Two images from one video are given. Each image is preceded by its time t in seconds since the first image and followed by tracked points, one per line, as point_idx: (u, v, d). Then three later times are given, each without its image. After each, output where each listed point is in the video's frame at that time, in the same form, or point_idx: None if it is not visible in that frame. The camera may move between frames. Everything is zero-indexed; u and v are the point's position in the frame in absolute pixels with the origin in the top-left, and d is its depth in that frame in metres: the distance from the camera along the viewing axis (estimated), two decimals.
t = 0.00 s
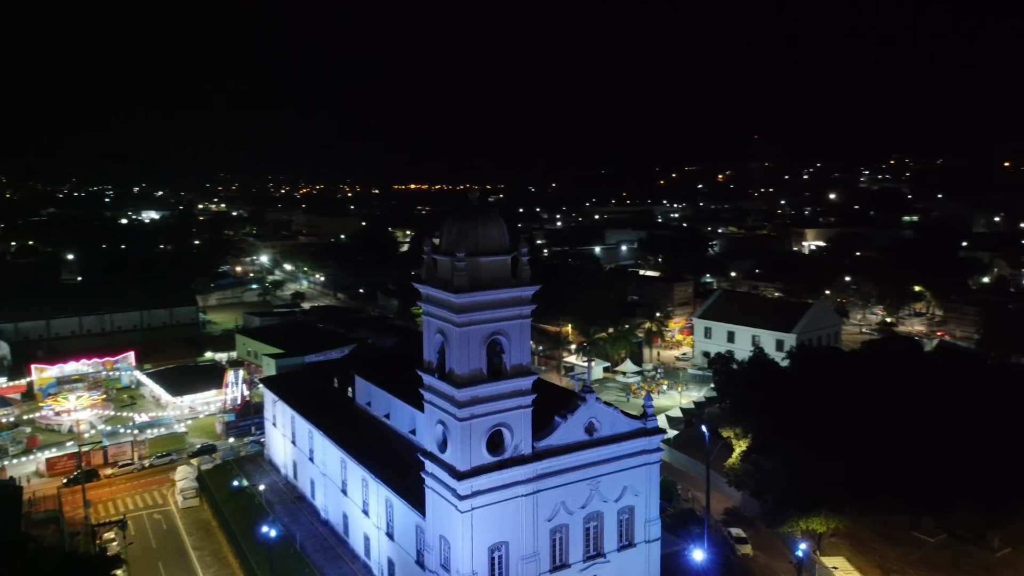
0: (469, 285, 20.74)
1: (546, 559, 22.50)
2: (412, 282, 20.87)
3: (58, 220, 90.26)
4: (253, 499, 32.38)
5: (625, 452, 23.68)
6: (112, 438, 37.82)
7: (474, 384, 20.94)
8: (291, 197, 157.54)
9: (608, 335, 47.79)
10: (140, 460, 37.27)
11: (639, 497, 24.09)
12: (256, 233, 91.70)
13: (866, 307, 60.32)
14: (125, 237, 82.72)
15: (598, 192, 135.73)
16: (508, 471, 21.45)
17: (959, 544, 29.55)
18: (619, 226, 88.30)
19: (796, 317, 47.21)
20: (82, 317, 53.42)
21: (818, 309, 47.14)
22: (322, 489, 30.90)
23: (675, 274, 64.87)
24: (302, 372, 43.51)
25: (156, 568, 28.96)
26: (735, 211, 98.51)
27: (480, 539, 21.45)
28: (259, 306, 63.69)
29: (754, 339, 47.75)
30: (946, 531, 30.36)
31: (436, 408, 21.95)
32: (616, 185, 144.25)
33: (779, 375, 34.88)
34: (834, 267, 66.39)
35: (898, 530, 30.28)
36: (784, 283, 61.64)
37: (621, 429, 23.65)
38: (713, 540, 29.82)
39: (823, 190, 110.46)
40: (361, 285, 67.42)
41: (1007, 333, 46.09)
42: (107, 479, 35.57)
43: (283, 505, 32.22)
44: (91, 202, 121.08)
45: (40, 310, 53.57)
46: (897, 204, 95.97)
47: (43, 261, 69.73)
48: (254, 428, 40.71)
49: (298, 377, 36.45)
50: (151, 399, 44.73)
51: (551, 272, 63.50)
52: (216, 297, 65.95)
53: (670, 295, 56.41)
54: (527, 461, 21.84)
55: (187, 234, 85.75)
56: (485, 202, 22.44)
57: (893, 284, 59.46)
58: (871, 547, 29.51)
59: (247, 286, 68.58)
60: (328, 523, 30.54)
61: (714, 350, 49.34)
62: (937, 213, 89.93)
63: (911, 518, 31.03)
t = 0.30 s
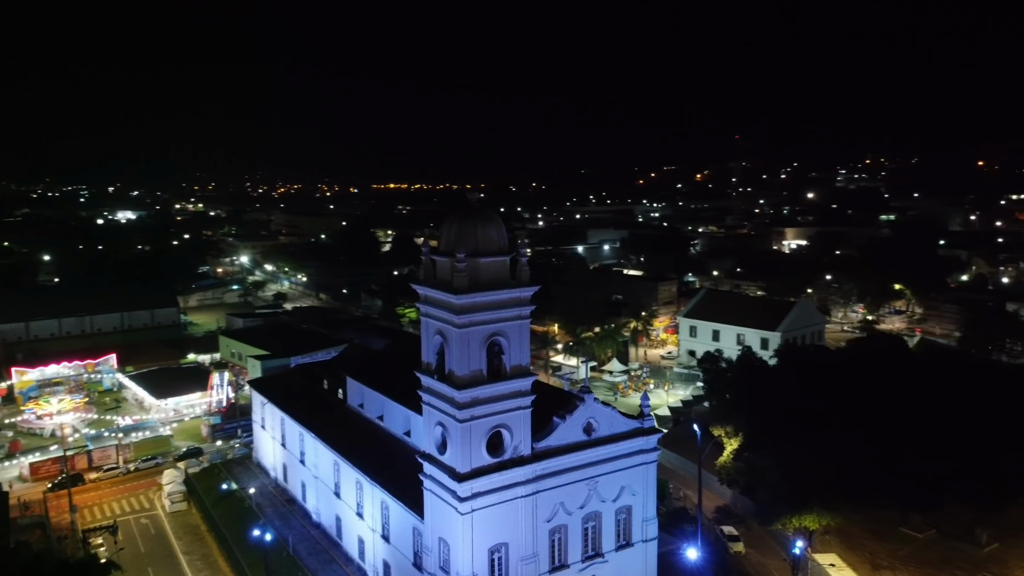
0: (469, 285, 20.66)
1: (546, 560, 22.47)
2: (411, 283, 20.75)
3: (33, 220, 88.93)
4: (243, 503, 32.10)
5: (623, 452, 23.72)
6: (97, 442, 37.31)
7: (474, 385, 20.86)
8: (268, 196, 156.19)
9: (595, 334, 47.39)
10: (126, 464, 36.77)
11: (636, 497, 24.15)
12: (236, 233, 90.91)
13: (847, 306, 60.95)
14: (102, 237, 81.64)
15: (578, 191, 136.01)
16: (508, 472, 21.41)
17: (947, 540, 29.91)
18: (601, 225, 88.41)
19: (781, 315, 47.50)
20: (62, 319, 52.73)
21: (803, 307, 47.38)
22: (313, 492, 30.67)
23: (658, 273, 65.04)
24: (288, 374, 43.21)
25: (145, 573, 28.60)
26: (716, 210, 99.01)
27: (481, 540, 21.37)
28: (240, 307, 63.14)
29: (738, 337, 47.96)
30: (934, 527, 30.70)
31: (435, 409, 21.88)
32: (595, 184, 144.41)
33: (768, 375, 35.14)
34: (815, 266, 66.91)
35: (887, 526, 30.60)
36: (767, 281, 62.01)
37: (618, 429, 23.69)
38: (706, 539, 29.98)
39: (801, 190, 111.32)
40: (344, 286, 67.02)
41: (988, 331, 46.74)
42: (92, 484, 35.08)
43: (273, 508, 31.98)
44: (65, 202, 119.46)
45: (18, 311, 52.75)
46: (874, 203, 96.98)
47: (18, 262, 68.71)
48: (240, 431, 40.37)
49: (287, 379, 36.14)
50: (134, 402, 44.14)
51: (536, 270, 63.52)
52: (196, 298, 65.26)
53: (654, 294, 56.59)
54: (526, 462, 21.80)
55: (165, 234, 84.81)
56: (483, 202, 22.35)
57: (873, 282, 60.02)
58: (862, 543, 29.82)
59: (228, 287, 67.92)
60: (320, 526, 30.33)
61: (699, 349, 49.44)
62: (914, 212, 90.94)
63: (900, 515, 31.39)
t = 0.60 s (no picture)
0: (469, 286, 20.57)
1: (545, 561, 22.44)
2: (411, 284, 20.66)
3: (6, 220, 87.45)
4: (233, 507, 31.79)
5: (621, 451, 23.76)
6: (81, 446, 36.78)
7: (474, 386, 20.79)
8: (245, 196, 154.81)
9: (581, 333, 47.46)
10: (110, 468, 36.28)
11: (634, 496, 24.19)
12: (214, 233, 90.11)
13: (828, 304, 61.56)
14: (78, 238, 80.48)
15: (557, 190, 136.17)
16: (507, 473, 21.36)
17: (936, 536, 30.25)
18: (582, 225, 88.54)
19: (766, 313, 47.82)
20: (40, 321, 51.95)
21: (787, 306, 47.61)
22: (304, 494, 30.44)
23: (641, 272, 65.24)
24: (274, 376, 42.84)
25: None
26: (695, 209, 99.49)
27: (480, 542, 21.31)
28: (221, 308, 62.58)
29: (724, 335, 48.14)
30: (923, 523, 31.01)
31: (433, 411, 21.81)
32: (574, 184, 144.60)
33: (757, 374, 35.36)
34: (796, 265, 67.47)
35: (876, 523, 30.84)
36: (749, 280, 62.37)
37: (616, 428, 23.73)
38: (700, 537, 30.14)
39: (779, 189, 112.16)
40: (326, 286, 66.69)
41: (969, 329, 47.38)
42: (77, 488, 34.59)
43: (264, 512, 31.71)
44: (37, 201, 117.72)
45: None
46: (851, 203, 98.04)
47: None
48: (226, 433, 40.01)
49: (275, 381, 35.84)
50: (116, 404, 43.55)
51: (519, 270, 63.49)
52: (176, 299, 64.51)
53: (638, 293, 56.76)
54: (526, 463, 21.77)
55: (142, 234, 83.85)
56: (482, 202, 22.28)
57: (854, 280, 60.61)
58: (852, 540, 30.06)
59: (208, 288, 67.17)
60: (312, 529, 30.11)
61: (684, 347, 49.61)
62: (890, 211, 92.04)
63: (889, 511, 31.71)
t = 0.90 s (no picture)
0: (469, 287, 20.49)
1: (545, 561, 22.41)
2: (411, 285, 20.55)
3: None
4: (223, 510, 31.48)
5: (619, 451, 23.78)
6: (65, 449, 36.25)
7: (475, 387, 20.70)
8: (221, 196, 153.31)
9: (568, 332, 47.80)
10: (96, 472, 35.77)
11: (632, 495, 24.23)
12: (194, 233, 89.26)
13: (810, 302, 62.11)
14: (53, 237, 79.23)
15: (537, 190, 136.26)
16: (508, 474, 21.31)
17: (924, 531, 30.65)
18: (564, 224, 88.61)
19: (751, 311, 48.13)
20: (20, 323, 51.01)
21: (771, 304, 47.82)
22: (297, 497, 30.22)
23: (624, 271, 65.40)
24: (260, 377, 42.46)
25: None
26: (675, 209, 99.88)
27: (482, 543, 21.23)
28: (203, 309, 61.97)
29: (709, 333, 48.32)
30: (912, 519, 31.41)
31: (433, 412, 21.72)
32: (553, 183, 144.79)
33: (747, 373, 35.59)
34: (778, 264, 68.01)
35: (866, 519, 31.13)
36: (732, 278, 62.70)
37: (614, 428, 23.74)
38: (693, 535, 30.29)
39: (757, 188, 112.94)
40: (309, 287, 66.31)
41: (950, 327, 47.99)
42: (63, 493, 34.10)
43: (255, 515, 31.43)
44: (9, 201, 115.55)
45: None
46: (829, 202, 99.00)
47: None
48: (212, 436, 39.62)
49: (264, 383, 35.56)
50: (99, 408, 42.89)
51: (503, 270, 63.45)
52: (156, 300, 63.69)
53: (623, 292, 56.92)
54: (526, 464, 21.73)
55: (120, 234, 82.81)
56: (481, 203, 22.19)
57: (835, 279, 61.20)
58: (843, 536, 30.31)
59: (189, 288, 66.39)
60: (305, 532, 29.90)
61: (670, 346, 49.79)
62: (868, 210, 93.06)
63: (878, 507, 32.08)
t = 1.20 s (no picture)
0: (470, 288, 20.42)
1: (545, 562, 22.39)
2: (412, 286, 20.43)
3: None
4: (213, 514, 31.17)
5: (617, 451, 23.80)
6: (48, 453, 35.70)
7: (476, 388, 20.62)
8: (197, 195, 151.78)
9: (555, 332, 48.25)
10: (81, 476, 35.24)
11: (630, 495, 24.29)
12: (172, 233, 88.24)
13: (793, 299, 62.63)
14: (29, 238, 78.10)
15: (516, 189, 136.24)
16: (509, 475, 21.26)
17: (913, 527, 31.09)
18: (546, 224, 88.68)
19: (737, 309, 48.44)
20: None
21: (756, 302, 48.06)
22: (289, 500, 30.00)
23: (608, 270, 65.56)
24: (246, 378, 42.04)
25: None
26: (655, 208, 100.25)
27: (484, 545, 21.19)
28: (184, 310, 61.28)
29: (695, 331, 48.45)
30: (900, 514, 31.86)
31: (433, 414, 21.63)
32: (533, 182, 144.86)
33: (737, 371, 35.84)
34: (760, 262, 68.51)
35: (856, 515, 31.48)
36: (715, 277, 62.93)
37: (613, 427, 23.76)
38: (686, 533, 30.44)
39: (736, 187, 113.70)
40: (292, 288, 65.82)
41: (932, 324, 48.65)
42: (48, 497, 33.60)
43: (246, 518, 31.14)
44: None
45: None
46: (807, 200, 99.89)
47: None
48: (198, 438, 39.18)
49: (254, 385, 35.28)
50: (82, 411, 42.32)
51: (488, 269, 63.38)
52: (136, 301, 62.98)
53: (609, 291, 57.04)
54: (526, 465, 21.68)
55: (97, 234, 81.64)
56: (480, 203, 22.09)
57: (817, 277, 61.76)
58: (833, 533, 30.68)
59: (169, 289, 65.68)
60: (298, 535, 29.67)
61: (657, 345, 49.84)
62: (845, 208, 94.01)
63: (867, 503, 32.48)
